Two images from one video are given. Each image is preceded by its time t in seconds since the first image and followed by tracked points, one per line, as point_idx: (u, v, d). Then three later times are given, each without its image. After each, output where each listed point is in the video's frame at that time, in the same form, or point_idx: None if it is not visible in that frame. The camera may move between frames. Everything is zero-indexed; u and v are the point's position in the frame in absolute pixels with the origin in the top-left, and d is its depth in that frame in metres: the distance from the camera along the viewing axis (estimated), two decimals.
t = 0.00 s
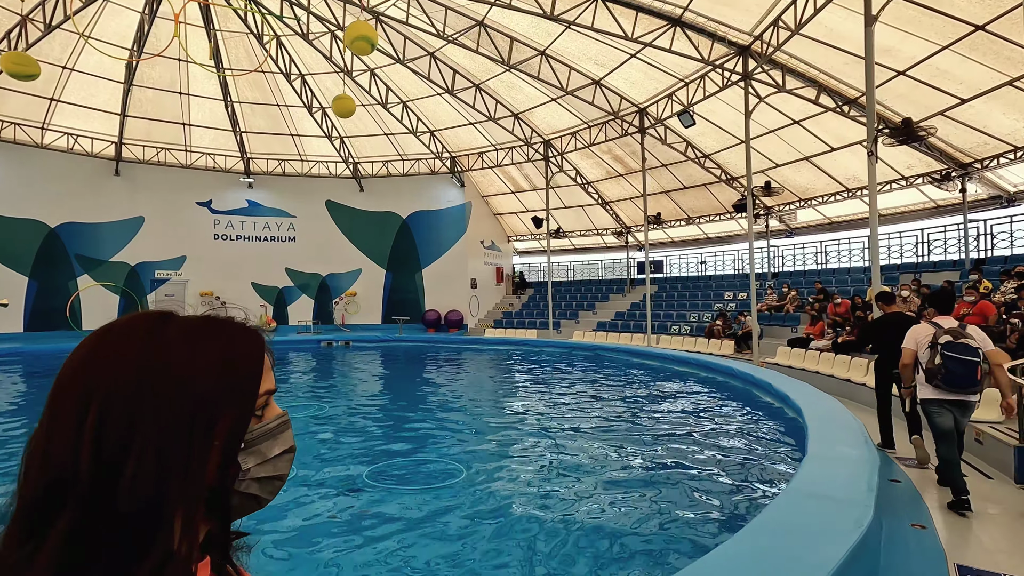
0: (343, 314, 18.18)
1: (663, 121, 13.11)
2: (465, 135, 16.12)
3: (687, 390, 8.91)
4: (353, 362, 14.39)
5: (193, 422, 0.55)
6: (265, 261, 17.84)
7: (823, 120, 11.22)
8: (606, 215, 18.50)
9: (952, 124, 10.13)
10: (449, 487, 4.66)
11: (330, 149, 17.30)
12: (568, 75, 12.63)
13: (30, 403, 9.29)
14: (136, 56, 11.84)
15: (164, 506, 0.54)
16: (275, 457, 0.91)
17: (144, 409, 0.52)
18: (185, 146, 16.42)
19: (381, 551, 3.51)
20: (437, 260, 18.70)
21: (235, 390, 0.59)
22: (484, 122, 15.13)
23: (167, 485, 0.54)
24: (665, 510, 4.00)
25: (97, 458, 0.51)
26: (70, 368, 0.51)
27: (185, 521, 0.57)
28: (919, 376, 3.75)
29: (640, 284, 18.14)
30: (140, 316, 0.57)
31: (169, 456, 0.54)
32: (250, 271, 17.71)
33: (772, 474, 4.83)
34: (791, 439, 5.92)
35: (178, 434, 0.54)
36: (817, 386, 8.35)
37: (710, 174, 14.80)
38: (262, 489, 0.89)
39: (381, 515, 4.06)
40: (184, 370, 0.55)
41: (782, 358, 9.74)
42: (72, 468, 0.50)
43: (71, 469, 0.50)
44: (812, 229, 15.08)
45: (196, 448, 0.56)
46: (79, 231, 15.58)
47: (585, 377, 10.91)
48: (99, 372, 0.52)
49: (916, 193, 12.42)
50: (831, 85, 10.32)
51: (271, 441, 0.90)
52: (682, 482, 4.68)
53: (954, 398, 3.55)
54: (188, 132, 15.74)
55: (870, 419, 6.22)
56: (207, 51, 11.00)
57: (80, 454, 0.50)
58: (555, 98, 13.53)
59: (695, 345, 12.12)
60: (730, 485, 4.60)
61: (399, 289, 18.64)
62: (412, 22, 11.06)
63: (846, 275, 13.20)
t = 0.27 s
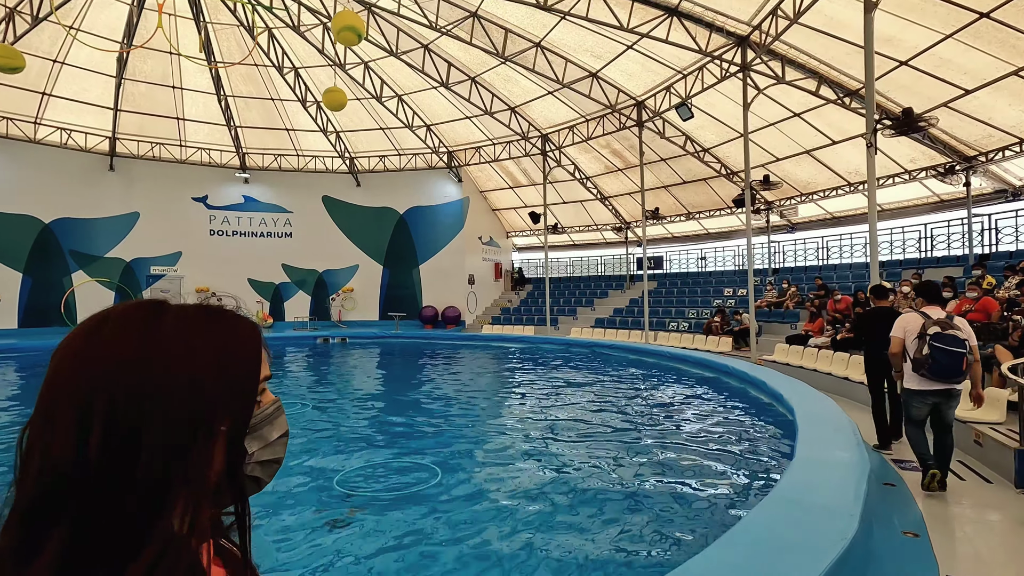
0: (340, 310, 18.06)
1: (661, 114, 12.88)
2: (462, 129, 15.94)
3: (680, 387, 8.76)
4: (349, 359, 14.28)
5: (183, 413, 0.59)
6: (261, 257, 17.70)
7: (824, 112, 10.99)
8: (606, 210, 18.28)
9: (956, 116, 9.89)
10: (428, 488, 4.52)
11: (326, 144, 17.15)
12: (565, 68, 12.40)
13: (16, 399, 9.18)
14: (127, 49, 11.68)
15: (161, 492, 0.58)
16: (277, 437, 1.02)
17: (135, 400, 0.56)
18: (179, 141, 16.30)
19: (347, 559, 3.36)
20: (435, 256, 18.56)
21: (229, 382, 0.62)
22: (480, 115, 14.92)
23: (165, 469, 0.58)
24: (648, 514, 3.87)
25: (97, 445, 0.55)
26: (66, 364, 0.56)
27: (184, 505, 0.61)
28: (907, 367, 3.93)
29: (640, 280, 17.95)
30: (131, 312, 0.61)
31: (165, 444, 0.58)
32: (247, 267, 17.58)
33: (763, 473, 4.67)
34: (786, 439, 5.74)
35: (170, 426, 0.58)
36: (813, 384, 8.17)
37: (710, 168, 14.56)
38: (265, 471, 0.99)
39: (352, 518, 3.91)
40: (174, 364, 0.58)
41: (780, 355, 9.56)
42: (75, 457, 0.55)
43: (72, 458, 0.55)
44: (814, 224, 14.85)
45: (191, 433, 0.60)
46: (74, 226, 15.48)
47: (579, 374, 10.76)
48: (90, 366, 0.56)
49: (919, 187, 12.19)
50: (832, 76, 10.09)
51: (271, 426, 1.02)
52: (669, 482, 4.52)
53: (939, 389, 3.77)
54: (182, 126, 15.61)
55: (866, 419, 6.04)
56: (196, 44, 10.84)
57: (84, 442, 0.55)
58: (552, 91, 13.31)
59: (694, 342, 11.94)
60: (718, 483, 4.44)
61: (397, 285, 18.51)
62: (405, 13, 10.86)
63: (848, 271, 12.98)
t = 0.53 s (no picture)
0: (335, 301, 17.94)
1: (657, 102, 12.64)
2: (457, 118, 15.74)
3: (670, 381, 8.64)
4: (343, 350, 14.17)
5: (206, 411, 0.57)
6: (256, 247, 17.55)
7: (823, 99, 10.75)
8: (603, 200, 18.06)
9: (959, 103, 9.65)
10: (405, 482, 4.40)
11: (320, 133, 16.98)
12: (559, 54, 12.15)
13: None
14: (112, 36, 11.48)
15: (182, 494, 0.56)
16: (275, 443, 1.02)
17: (158, 400, 0.54)
18: (171, 130, 16.14)
19: (311, 558, 3.24)
20: (430, 246, 18.40)
21: (249, 387, 0.61)
22: (475, 104, 14.71)
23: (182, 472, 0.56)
24: (624, 511, 3.75)
25: (116, 444, 0.52)
26: (79, 360, 0.53)
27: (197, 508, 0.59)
28: (885, 361, 3.95)
29: (637, 272, 17.78)
30: (147, 311, 0.59)
31: (189, 447, 0.56)
32: (242, 257, 17.44)
33: (741, 469, 4.54)
34: (770, 435, 5.61)
35: (193, 427, 0.56)
36: (806, 378, 8.02)
37: (708, 158, 14.32)
38: (272, 473, 1.01)
39: (322, 515, 3.78)
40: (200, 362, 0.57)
41: (775, 348, 9.41)
42: (90, 458, 0.52)
43: (90, 458, 0.52)
44: (814, 214, 14.64)
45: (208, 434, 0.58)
46: (65, 216, 15.33)
47: (571, 366, 10.63)
48: (111, 361, 0.53)
49: (920, 176, 11.97)
50: (831, 62, 9.84)
51: (277, 428, 1.02)
52: (646, 476, 4.40)
53: (913, 382, 3.80)
54: (174, 115, 15.44)
55: (857, 412, 5.90)
56: (182, 30, 10.65)
57: (104, 441, 0.52)
58: (547, 79, 13.07)
59: (689, 335, 11.79)
60: (694, 479, 4.31)
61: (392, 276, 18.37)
62: None
63: (847, 262, 12.79)
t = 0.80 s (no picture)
0: (329, 291, 17.86)
1: (652, 88, 12.44)
2: (451, 105, 15.55)
3: (657, 371, 8.57)
4: (337, 339, 14.10)
5: (222, 406, 0.56)
6: (251, 238, 17.50)
7: (820, 86, 10.55)
8: (599, 189, 17.87)
9: (958, 90, 9.45)
10: (380, 473, 4.34)
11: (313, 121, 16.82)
12: (552, 40, 11.92)
13: None
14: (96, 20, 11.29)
15: (194, 490, 0.55)
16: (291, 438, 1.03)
17: (170, 395, 0.53)
18: (162, 117, 15.98)
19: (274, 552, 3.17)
20: (425, 236, 18.29)
21: (257, 382, 0.59)
22: (468, 91, 14.50)
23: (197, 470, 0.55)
24: (596, 505, 3.69)
25: (133, 441, 0.52)
26: (88, 356, 0.53)
27: (215, 509, 0.57)
28: (855, 347, 4.16)
29: (634, 261, 17.65)
30: (155, 306, 0.58)
31: (195, 441, 0.54)
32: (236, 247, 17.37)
33: (715, 465, 4.41)
34: (752, 428, 5.46)
35: (206, 424, 0.55)
36: (797, 369, 7.91)
37: (704, 146, 14.13)
38: (282, 465, 1.00)
39: (290, 508, 3.71)
40: (213, 357, 0.56)
41: (767, 338, 9.31)
42: (100, 455, 0.52)
43: (103, 455, 0.52)
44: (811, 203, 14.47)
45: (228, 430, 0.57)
46: (56, 205, 15.23)
47: (562, 356, 10.57)
48: (126, 358, 0.53)
49: (919, 165, 11.79)
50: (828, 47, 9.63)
51: (287, 420, 1.03)
52: (618, 472, 4.28)
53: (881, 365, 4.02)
54: (164, 102, 15.27)
55: (845, 404, 5.81)
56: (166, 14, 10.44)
57: (116, 438, 0.52)
58: (541, 66, 12.86)
59: (682, 325, 11.68)
60: (667, 474, 4.22)
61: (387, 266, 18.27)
62: None
63: (844, 252, 12.65)
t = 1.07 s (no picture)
0: (328, 283, 17.79)
1: (652, 78, 12.25)
2: (449, 96, 15.39)
3: (653, 365, 8.43)
4: (335, 331, 14.04)
5: (268, 411, 0.50)
6: (249, 229, 17.43)
7: (823, 74, 10.31)
8: (600, 180, 17.70)
9: (965, 78, 9.21)
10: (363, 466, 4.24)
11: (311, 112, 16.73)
12: (550, 29, 11.71)
13: None
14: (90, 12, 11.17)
15: (240, 503, 0.50)
16: (331, 437, 0.95)
17: (213, 396, 0.48)
18: (159, 109, 15.90)
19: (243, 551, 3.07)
20: (425, 228, 18.17)
21: (302, 383, 0.53)
22: (466, 82, 14.34)
23: (251, 473, 0.50)
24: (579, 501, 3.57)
25: (182, 445, 0.47)
26: (128, 357, 0.48)
27: (265, 518, 0.52)
28: (842, 338, 4.34)
29: (634, 253, 17.51)
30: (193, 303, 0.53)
31: (244, 447, 0.49)
32: (235, 239, 17.32)
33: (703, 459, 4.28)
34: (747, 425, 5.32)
35: (250, 429, 0.49)
36: (795, 364, 7.76)
37: (705, 136, 13.92)
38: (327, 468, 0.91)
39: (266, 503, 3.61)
40: (260, 352, 0.50)
41: (766, 332, 9.15)
42: (142, 465, 0.47)
43: (146, 466, 0.47)
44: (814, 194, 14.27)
45: (279, 429, 0.51)
46: (54, 197, 15.18)
47: (559, 350, 10.45)
48: (166, 357, 0.47)
49: (925, 155, 11.57)
50: (832, 34, 9.37)
51: (328, 422, 0.95)
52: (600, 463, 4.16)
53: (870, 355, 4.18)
54: (161, 94, 15.18)
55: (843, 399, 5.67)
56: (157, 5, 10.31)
57: (163, 445, 0.47)
58: (539, 55, 12.67)
59: (681, 318, 11.55)
60: (651, 468, 4.09)
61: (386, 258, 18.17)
62: None
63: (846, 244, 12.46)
